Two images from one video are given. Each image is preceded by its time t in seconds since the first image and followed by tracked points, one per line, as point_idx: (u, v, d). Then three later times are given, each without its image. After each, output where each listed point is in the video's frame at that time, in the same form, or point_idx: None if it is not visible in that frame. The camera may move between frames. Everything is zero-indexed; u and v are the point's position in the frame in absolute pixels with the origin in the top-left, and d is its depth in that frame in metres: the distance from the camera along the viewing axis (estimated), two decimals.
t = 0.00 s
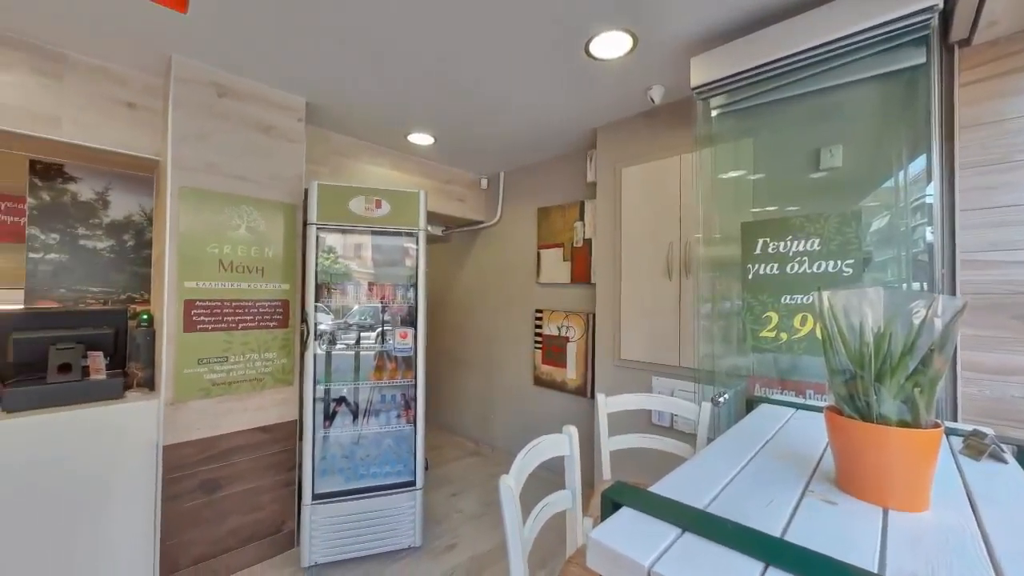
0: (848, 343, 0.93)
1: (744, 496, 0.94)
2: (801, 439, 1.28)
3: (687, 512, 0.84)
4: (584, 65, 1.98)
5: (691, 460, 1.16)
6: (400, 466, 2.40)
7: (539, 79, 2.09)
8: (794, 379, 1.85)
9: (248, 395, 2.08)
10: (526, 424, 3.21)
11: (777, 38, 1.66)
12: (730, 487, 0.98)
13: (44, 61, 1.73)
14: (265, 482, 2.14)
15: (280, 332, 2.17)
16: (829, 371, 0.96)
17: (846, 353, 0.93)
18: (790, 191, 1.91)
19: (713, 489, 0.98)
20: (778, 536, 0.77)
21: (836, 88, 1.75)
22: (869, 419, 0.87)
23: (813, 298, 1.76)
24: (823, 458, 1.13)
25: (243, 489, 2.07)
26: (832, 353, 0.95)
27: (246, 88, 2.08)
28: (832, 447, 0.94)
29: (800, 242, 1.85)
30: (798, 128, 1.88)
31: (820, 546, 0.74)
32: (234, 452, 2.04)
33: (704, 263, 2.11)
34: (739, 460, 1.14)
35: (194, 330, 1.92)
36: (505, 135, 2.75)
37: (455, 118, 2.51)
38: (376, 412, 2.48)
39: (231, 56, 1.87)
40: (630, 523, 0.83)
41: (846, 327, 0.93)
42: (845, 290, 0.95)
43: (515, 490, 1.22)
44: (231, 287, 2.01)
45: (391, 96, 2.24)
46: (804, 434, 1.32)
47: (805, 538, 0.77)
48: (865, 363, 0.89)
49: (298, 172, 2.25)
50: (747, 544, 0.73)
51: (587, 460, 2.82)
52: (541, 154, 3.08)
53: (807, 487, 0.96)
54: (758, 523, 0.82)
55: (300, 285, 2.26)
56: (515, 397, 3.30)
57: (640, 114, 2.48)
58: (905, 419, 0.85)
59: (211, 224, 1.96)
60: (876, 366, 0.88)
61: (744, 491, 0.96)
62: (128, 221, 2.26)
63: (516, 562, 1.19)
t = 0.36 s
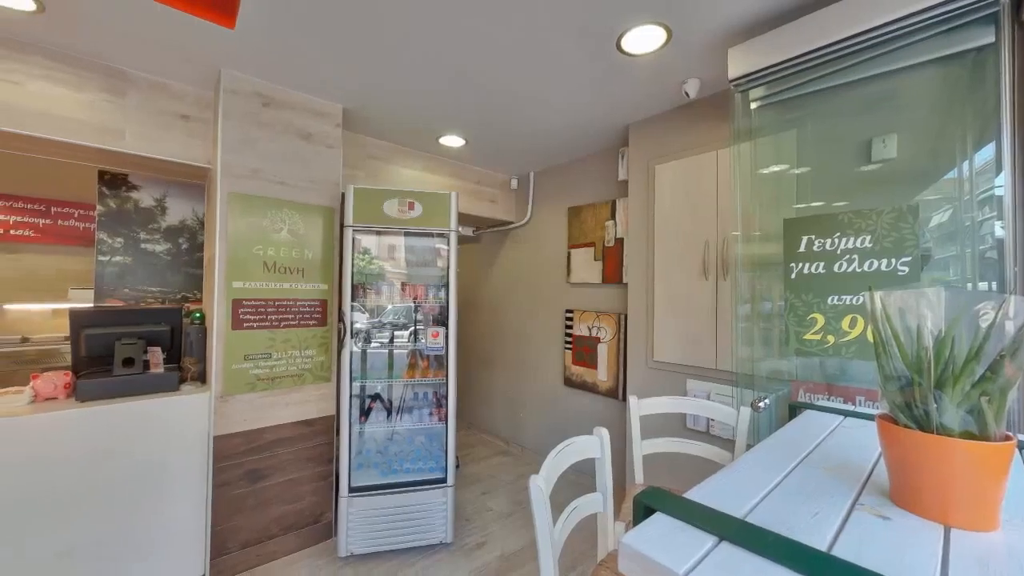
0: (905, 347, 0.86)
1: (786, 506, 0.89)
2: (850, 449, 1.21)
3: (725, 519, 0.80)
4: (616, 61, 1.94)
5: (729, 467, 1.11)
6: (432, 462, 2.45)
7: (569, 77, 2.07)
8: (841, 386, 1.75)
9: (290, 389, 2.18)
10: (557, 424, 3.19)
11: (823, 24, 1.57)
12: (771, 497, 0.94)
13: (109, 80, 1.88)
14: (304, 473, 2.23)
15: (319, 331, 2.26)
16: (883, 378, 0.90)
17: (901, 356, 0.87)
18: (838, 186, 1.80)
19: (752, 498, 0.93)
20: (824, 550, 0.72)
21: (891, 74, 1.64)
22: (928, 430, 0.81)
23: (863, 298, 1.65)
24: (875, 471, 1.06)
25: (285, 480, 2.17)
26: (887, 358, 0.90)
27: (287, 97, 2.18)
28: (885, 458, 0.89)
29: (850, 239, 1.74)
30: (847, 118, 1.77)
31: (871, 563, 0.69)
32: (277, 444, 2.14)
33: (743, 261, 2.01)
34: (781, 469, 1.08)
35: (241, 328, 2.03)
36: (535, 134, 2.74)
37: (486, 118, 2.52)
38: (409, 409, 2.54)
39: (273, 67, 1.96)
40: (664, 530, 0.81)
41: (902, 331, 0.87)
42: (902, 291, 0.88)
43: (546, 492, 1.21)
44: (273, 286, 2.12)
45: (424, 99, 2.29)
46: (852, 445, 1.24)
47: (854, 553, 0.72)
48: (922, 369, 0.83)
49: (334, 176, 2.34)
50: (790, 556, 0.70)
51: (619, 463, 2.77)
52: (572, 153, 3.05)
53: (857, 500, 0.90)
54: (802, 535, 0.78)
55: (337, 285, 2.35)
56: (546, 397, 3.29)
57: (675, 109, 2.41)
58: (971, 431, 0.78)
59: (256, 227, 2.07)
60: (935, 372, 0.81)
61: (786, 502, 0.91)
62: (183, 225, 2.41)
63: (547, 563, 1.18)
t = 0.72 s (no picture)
0: (969, 352, 0.79)
1: (833, 520, 0.84)
2: (904, 461, 1.12)
3: (767, 528, 0.77)
4: (649, 55, 1.89)
5: (769, 476, 1.06)
6: (463, 460, 2.48)
7: (600, 74, 2.04)
8: (895, 393, 1.64)
9: (328, 386, 2.27)
10: (588, 426, 3.15)
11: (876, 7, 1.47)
12: (815, 510, 0.88)
13: (165, 94, 2.02)
14: (342, 466, 2.31)
15: (354, 329, 2.34)
16: (943, 384, 0.84)
17: (965, 361, 0.80)
18: (892, 178, 1.67)
19: (795, 510, 0.88)
20: (877, 568, 0.67)
21: (953, 56, 1.52)
22: (996, 443, 0.74)
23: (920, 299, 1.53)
24: (932, 485, 0.98)
25: (323, 472, 2.26)
26: (947, 362, 0.82)
27: (326, 104, 2.27)
28: (946, 471, 0.81)
29: (906, 236, 1.61)
30: (903, 106, 1.65)
31: None
32: (316, 438, 2.23)
33: (786, 260, 1.92)
34: (827, 480, 1.02)
35: (284, 326, 2.13)
36: (566, 133, 2.72)
37: (516, 119, 2.53)
38: (440, 407, 2.58)
39: (313, 76, 2.05)
40: (700, 538, 0.77)
41: (966, 334, 0.80)
42: (967, 292, 0.80)
43: (576, 493, 1.19)
44: (312, 286, 2.21)
45: (455, 102, 2.32)
46: (907, 456, 1.15)
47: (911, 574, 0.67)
48: (989, 376, 0.76)
49: (369, 180, 2.41)
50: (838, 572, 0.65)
51: (652, 468, 2.70)
52: (604, 150, 3.00)
53: (914, 516, 0.83)
54: (851, 552, 0.73)
55: (371, 285, 2.43)
56: (576, 399, 3.26)
57: (712, 103, 2.33)
58: None
59: (297, 230, 2.17)
60: (1004, 379, 0.74)
61: (832, 515, 0.85)
62: (231, 229, 2.56)
63: (578, 566, 1.16)
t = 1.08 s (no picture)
0: None
1: (887, 537, 0.78)
2: (968, 476, 1.03)
3: (813, 542, 0.73)
4: (684, 49, 1.83)
5: (814, 485, 1.00)
6: (494, 459, 2.50)
7: (633, 69, 1.99)
8: (958, 401, 1.51)
9: (365, 383, 2.35)
10: (620, 429, 3.09)
11: None
12: (867, 524, 0.82)
13: (214, 105, 2.14)
14: (376, 461, 2.38)
15: (388, 328, 2.41)
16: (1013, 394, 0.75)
17: None
18: (954, 169, 1.54)
19: (844, 523, 0.82)
20: None
21: None
22: None
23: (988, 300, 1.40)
24: (1001, 503, 0.90)
25: (359, 466, 2.34)
26: (1017, 370, 0.74)
27: (361, 110, 2.34)
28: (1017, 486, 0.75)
29: (972, 232, 1.47)
30: (967, 90, 1.51)
31: None
32: (352, 433, 2.31)
33: (832, 259, 1.81)
34: (879, 493, 0.95)
35: (323, 325, 2.21)
36: (597, 130, 2.68)
37: (546, 118, 2.51)
38: (471, 405, 2.61)
39: (350, 84, 2.12)
40: (738, 548, 0.74)
41: None
42: None
43: (607, 496, 1.17)
44: (349, 286, 2.29)
45: (485, 103, 2.34)
46: (972, 471, 1.06)
47: None
48: None
49: (402, 182, 2.47)
50: None
51: (687, 473, 2.62)
52: (636, 147, 2.93)
53: (981, 538, 0.76)
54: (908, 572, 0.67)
55: (405, 285, 2.48)
56: (608, 400, 3.20)
57: (752, 95, 2.23)
58: None
59: (335, 232, 2.25)
60: None
61: (886, 532, 0.79)
62: (274, 232, 2.70)
63: (609, 572, 1.14)
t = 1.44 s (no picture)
0: None
1: (950, 558, 0.71)
2: None
3: (862, 558, 0.68)
4: (721, 40, 1.76)
5: (866, 498, 0.93)
6: (524, 458, 2.49)
7: (667, 64, 1.93)
8: None
9: (399, 380, 2.41)
10: (653, 432, 3.02)
11: None
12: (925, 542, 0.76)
13: (259, 114, 2.25)
14: (408, 457, 2.44)
15: (420, 327, 2.46)
16: None
17: None
18: None
19: (900, 539, 0.76)
20: None
21: None
22: None
23: None
24: None
25: (392, 462, 2.40)
26: None
27: (394, 115, 2.40)
28: None
29: None
30: None
31: None
32: (386, 429, 2.37)
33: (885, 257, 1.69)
34: (941, 509, 0.88)
35: (359, 323, 2.29)
36: (629, 127, 2.62)
37: (576, 117, 2.49)
38: (501, 405, 2.62)
39: (384, 90, 2.18)
40: (777, 560, 0.70)
41: None
42: None
43: (640, 501, 1.14)
44: (383, 286, 2.35)
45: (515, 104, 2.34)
46: None
47: None
48: None
49: (433, 184, 2.51)
50: None
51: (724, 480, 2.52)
52: (670, 143, 2.85)
53: None
54: None
55: (436, 285, 2.53)
56: (640, 403, 3.13)
57: (796, 85, 2.12)
58: None
59: (370, 234, 2.32)
60: None
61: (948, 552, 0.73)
62: (313, 234, 2.83)
63: None
